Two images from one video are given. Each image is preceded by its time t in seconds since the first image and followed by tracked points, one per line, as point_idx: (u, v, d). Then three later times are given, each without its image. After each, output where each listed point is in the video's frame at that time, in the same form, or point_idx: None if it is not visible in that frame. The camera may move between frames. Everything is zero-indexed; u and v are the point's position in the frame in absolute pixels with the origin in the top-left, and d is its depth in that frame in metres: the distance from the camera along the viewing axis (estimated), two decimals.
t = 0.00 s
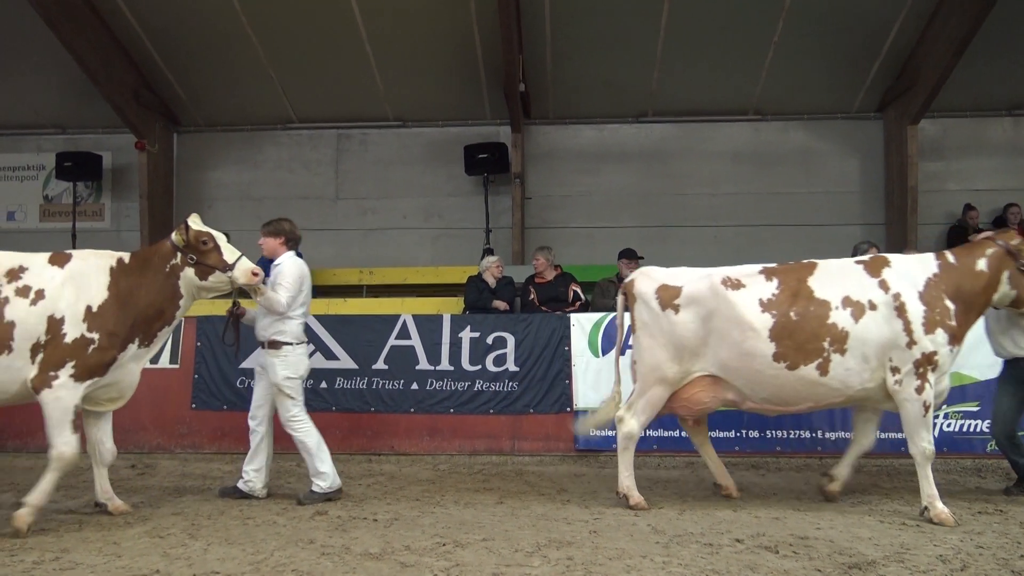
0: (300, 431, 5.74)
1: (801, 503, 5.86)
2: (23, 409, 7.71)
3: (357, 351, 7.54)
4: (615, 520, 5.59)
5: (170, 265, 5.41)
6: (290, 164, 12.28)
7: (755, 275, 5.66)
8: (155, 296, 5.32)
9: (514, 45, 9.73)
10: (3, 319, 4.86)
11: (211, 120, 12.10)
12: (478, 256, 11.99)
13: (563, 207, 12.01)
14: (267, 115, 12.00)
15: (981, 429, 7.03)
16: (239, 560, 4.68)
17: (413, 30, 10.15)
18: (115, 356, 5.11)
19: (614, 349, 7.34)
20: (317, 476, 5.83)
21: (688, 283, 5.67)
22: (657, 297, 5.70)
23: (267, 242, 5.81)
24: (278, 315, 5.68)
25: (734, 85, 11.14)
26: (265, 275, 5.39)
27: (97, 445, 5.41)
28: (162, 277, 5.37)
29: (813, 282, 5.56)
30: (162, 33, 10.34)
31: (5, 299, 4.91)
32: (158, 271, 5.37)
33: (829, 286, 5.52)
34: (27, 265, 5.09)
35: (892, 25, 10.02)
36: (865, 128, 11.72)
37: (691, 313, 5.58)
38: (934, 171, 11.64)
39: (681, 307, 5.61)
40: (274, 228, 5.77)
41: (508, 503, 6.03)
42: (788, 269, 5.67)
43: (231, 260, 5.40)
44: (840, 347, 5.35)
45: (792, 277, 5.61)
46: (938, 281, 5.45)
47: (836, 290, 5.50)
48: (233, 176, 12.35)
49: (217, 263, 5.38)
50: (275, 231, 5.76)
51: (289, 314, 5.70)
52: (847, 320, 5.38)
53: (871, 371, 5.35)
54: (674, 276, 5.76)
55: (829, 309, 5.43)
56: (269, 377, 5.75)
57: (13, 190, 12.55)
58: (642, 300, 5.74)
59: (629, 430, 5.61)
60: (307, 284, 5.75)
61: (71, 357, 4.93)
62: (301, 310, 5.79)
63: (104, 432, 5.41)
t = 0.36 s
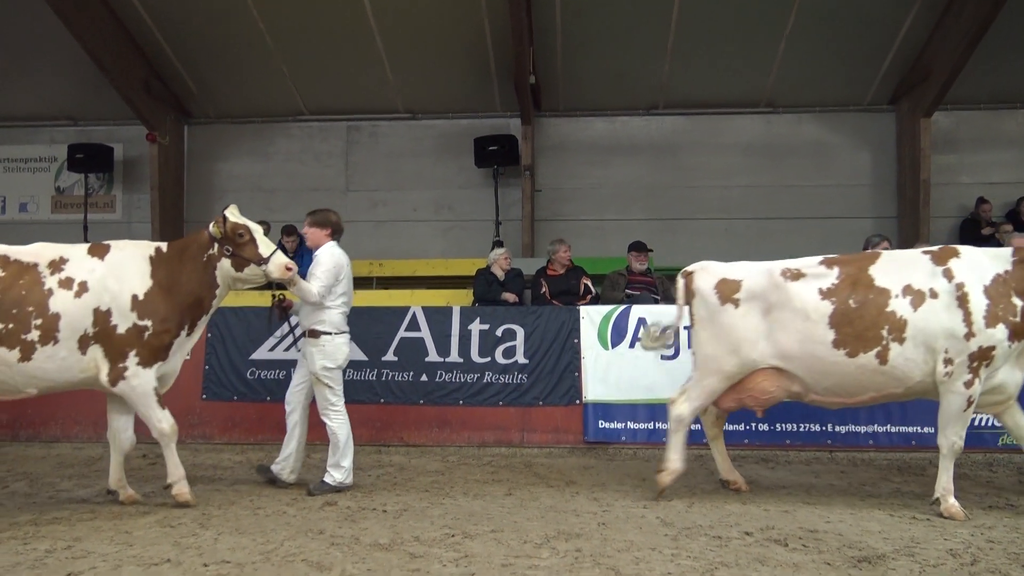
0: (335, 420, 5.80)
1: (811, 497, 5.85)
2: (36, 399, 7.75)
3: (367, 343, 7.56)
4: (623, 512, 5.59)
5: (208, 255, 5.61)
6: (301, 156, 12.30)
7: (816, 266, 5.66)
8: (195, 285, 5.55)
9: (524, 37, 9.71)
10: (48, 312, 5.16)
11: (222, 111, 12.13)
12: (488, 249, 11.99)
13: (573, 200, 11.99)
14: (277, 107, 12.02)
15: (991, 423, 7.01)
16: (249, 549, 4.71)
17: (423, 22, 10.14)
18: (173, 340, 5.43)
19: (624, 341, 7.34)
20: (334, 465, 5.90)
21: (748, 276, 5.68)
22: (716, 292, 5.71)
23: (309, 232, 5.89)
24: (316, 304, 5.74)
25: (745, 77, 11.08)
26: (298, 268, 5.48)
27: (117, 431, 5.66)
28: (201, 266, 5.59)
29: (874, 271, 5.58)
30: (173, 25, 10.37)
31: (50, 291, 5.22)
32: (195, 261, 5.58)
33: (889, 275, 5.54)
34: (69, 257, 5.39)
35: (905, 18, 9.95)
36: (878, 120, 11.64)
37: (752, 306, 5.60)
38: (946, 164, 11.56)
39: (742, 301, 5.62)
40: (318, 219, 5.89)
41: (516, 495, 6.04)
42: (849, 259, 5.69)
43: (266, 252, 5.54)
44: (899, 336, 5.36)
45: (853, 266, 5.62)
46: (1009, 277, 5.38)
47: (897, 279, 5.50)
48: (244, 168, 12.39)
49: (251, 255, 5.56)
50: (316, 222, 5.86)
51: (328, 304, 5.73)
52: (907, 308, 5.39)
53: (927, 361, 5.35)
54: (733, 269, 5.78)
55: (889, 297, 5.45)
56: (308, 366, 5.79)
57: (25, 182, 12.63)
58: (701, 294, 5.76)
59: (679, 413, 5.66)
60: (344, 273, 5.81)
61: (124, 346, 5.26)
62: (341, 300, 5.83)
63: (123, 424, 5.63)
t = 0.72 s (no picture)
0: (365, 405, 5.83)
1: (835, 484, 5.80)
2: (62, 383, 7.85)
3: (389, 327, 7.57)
4: (645, 497, 5.57)
5: (256, 243, 5.67)
6: (322, 140, 12.31)
7: (908, 253, 5.45)
8: (244, 272, 5.60)
9: (545, 20, 9.63)
10: (101, 295, 5.18)
11: (243, 96, 12.15)
12: (509, 233, 11.97)
13: (594, 183, 11.93)
14: (298, 92, 12.02)
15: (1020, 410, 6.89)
16: (272, 531, 4.75)
17: (443, 6, 10.08)
18: (217, 326, 5.47)
19: (646, 327, 7.30)
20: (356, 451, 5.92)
21: (840, 265, 5.52)
22: (807, 280, 5.55)
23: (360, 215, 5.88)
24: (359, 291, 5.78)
25: (770, 60, 10.93)
26: (346, 254, 5.54)
27: (151, 415, 5.65)
28: (250, 254, 5.63)
29: (971, 258, 5.32)
30: (194, 10, 10.38)
31: (103, 274, 5.24)
32: (244, 248, 5.63)
33: (986, 261, 5.29)
34: (121, 241, 5.41)
35: None
36: (905, 103, 11.46)
37: (847, 293, 5.42)
38: (975, 147, 11.36)
39: (835, 287, 5.45)
40: (370, 204, 5.88)
41: (537, 479, 6.04)
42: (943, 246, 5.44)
43: (314, 238, 5.65)
44: (1002, 324, 5.12)
45: (948, 253, 5.37)
46: None
47: (994, 265, 5.26)
48: (265, 153, 12.42)
49: (299, 242, 5.63)
50: (367, 207, 5.84)
51: (371, 290, 5.75)
52: (1006, 295, 5.15)
53: None
54: (821, 258, 5.66)
55: (988, 285, 5.20)
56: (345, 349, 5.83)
57: (51, 167, 12.76)
58: (792, 281, 5.60)
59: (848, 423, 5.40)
60: (389, 259, 5.80)
61: (175, 331, 5.30)
62: (384, 285, 5.84)
63: (158, 407, 5.67)
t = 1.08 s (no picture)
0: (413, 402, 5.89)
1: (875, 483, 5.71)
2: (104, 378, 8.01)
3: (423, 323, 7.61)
4: (681, 494, 5.54)
5: (324, 240, 5.78)
6: (357, 138, 12.43)
7: None
8: (310, 271, 5.71)
9: (579, 17, 9.63)
10: (172, 291, 5.33)
11: (280, 95, 12.31)
12: (541, 230, 11.98)
13: (628, 180, 11.90)
14: (334, 90, 12.14)
15: None
16: (308, 526, 4.79)
17: (477, 3, 10.11)
18: (277, 326, 5.57)
19: (682, 324, 7.26)
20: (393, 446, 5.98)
21: (964, 256, 5.34)
22: (928, 272, 5.42)
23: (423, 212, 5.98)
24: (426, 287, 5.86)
25: (807, 52, 10.82)
26: (413, 249, 5.61)
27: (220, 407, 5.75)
28: (317, 251, 5.75)
29: None
30: (232, 11, 10.53)
31: (174, 271, 5.38)
32: (312, 246, 5.75)
33: None
34: (193, 239, 5.55)
35: None
36: (947, 95, 11.31)
37: (967, 287, 5.27)
38: (1018, 142, 11.13)
39: (956, 281, 5.31)
40: (432, 202, 5.96)
41: (572, 476, 6.03)
42: None
43: (382, 232, 5.76)
44: None
45: None
46: None
47: None
48: (302, 151, 12.57)
49: (368, 237, 5.74)
50: (430, 204, 5.92)
51: (437, 287, 5.85)
52: None
53: None
54: (945, 248, 5.46)
55: None
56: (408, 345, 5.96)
57: (94, 167, 13.05)
58: (910, 276, 5.51)
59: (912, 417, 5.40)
60: (455, 257, 5.89)
61: (238, 327, 5.39)
62: (450, 282, 5.94)
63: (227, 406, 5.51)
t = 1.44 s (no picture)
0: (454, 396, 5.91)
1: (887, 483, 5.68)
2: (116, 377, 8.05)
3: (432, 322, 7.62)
4: (689, 493, 5.52)
5: (356, 239, 5.73)
6: (367, 137, 12.45)
7: None
8: (340, 270, 5.67)
9: (589, 15, 9.62)
10: (204, 290, 5.37)
11: (291, 94, 12.34)
12: (550, 229, 11.97)
13: (638, 178, 11.89)
14: (345, 89, 12.16)
15: None
16: (318, 523, 4.81)
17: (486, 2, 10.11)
18: (303, 326, 5.55)
19: (691, 322, 7.24)
20: (456, 445, 5.87)
21: None
22: None
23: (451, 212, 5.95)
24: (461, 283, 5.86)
25: (818, 49, 10.78)
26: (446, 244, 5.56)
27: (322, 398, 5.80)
28: (348, 250, 5.71)
29: None
30: (243, 10, 10.56)
31: (208, 271, 5.43)
32: (344, 245, 5.71)
33: None
34: (230, 239, 5.59)
35: None
36: (960, 92, 11.25)
37: None
38: None
39: None
40: (460, 199, 5.90)
41: (582, 475, 6.02)
42: None
43: (415, 228, 5.65)
44: None
45: None
46: None
47: None
48: (312, 149, 12.61)
49: (400, 233, 5.63)
50: (459, 203, 5.87)
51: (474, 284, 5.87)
52: None
53: None
54: None
55: None
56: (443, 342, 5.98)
57: (105, 166, 13.12)
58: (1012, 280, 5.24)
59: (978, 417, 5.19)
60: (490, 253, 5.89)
61: (262, 326, 5.38)
62: (486, 278, 5.96)
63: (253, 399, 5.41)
